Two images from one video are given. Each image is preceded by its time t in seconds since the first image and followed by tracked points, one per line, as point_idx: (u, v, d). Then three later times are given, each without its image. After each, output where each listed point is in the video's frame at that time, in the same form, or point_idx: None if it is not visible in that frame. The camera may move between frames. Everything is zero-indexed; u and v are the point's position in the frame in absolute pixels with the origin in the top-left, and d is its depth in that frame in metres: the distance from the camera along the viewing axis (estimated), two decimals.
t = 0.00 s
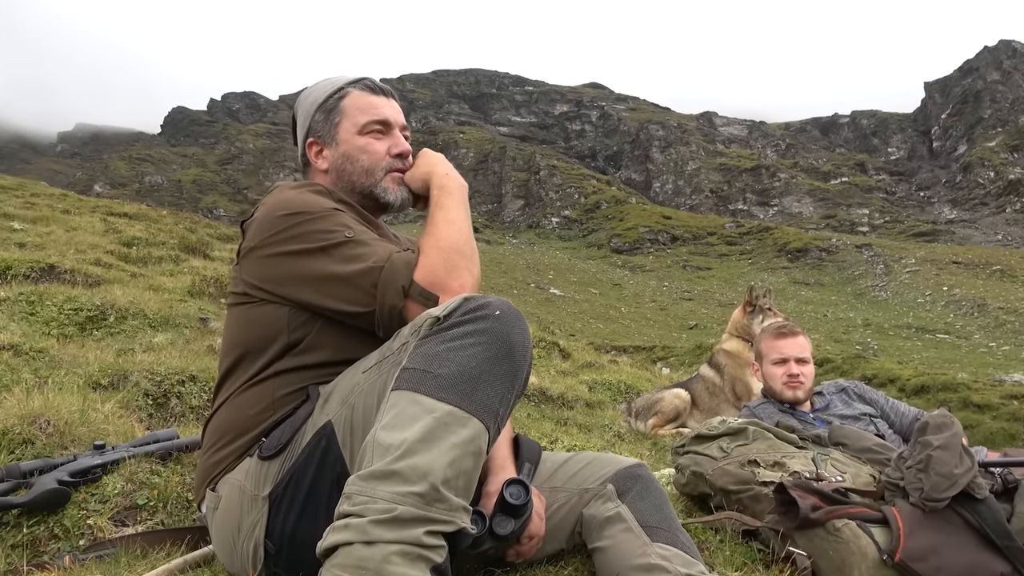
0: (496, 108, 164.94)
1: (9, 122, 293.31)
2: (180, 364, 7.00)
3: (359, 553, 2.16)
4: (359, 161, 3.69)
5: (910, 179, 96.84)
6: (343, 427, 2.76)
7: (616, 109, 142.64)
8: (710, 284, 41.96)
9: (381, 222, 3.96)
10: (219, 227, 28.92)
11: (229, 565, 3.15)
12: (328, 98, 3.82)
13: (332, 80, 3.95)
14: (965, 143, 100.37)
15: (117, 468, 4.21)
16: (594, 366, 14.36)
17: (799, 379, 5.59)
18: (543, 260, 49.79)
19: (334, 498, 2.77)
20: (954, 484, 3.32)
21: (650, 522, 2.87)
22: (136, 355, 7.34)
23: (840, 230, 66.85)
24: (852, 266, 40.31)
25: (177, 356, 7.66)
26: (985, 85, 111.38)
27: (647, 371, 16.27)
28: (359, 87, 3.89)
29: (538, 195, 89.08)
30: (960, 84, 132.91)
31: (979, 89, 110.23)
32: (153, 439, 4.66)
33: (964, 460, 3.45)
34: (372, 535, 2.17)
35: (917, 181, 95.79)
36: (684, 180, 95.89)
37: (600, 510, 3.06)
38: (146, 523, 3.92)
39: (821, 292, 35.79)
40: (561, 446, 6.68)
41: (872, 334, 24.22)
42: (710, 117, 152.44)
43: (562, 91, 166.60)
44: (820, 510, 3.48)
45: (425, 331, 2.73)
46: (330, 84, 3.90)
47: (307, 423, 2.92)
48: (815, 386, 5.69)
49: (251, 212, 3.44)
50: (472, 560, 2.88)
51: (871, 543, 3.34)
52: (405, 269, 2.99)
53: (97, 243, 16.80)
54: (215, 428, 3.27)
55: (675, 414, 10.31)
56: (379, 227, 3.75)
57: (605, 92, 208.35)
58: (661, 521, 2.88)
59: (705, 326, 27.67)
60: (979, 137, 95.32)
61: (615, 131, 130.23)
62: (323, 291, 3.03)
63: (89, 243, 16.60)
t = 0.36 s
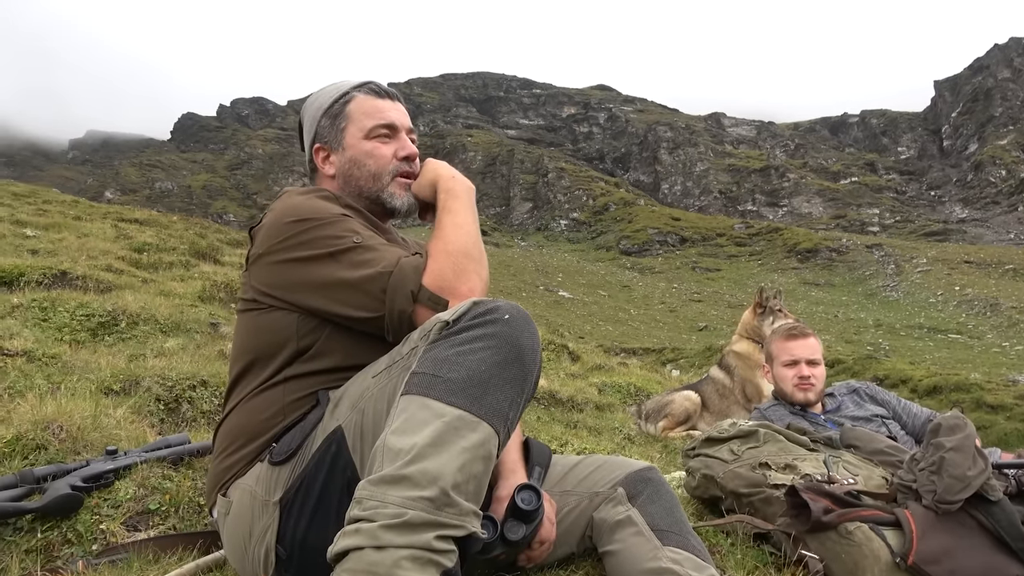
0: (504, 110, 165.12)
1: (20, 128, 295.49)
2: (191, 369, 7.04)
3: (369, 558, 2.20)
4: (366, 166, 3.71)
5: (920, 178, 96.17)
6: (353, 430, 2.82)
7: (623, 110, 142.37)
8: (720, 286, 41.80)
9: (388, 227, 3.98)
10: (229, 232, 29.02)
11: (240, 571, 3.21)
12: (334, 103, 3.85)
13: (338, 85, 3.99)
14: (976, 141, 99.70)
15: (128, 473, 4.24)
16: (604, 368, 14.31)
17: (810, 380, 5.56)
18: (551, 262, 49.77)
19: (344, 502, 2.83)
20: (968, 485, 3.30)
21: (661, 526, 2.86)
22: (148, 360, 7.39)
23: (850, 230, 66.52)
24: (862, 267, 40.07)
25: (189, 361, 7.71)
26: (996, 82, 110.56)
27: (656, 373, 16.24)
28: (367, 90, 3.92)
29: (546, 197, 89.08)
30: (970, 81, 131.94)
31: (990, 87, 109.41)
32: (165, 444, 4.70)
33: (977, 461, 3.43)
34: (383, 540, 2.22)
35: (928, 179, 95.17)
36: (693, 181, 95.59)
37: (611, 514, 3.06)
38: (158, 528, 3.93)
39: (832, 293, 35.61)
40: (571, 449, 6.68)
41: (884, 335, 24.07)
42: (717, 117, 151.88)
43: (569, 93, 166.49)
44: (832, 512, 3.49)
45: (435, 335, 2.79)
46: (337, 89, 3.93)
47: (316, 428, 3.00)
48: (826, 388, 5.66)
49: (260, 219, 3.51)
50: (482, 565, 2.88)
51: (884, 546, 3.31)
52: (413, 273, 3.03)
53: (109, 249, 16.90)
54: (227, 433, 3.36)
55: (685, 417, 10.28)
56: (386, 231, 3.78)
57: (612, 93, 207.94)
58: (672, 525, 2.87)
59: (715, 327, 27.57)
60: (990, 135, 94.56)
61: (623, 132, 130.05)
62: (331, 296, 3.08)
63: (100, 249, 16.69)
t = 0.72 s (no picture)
0: (510, 114, 165.40)
1: (28, 135, 297.33)
2: (200, 373, 7.06)
3: (378, 561, 2.24)
4: (366, 170, 3.76)
5: (929, 179, 95.71)
6: (360, 434, 2.86)
7: (628, 112, 142.41)
8: (728, 288, 41.68)
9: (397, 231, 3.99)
10: (237, 237, 29.13)
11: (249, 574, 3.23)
12: (335, 108, 3.91)
13: (341, 89, 4.05)
14: (986, 141, 99.14)
15: (138, 477, 4.27)
16: (612, 371, 14.30)
17: (820, 383, 5.54)
18: (558, 265, 49.79)
19: (351, 506, 2.86)
20: (978, 488, 3.27)
21: (670, 529, 2.85)
22: (157, 365, 7.41)
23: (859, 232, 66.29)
24: (871, 268, 39.87)
25: (198, 366, 7.74)
26: (1005, 82, 109.98)
27: (664, 376, 16.20)
28: (367, 94, 3.97)
29: (553, 200, 89.09)
30: (979, 81, 131.40)
31: (999, 87, 108.84)
32: (174, 448, 4.71)
33: (989, 463, 3.40)
34: (391, 543, 2.25)
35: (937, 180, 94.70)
36: (700, 183, 95.42)
37: (619, 517, 3.05)
38: (168, 532, 3.95)
39: (841, 294, 35.49)
40: (580, 452, 6.67)
41: (893, 337, 23.96)
42: (723, 119, 151.75)
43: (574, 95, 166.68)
44: (842, 515, 3.46)
45: (442, 338, 2.83)
46: (337, 94, 4.00)
47: (324, 431, 3.03)
48: (835, 390, 5.63)
49: (267, 223, 3.58)
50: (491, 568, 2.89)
51: (895, 549, 3.30)
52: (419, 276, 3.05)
53: (118, 254, 17.00)
54: (235, 437, 3.39)
55: (693, 419, 10.31)
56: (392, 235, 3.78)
57: (617, 96, 208.17)
58: (681, 527, 2.86)
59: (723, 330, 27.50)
60: (1000, 135, 94.07)
61: (629, 135, 130.12)
62: (337, 302, 3.14)
63: (110, 254, 16.79)
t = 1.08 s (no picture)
0: (516, 116, 165.61)
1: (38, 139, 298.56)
2: (207, 376, 7.08)
3: (386, 564, 2.30)
4: (374, 174, 3.76)
5: (937, 181, 95.37)
6: (367, 438, 2.92)
7: (634, 115, 142.51)
8: (735, 291, 41.61)
9: (405, 234, 4.01)
10: (245, 240, 29.29)
11: None
12: (341, 111, 3.92)
13: (350, 91, 4.04)
14: (995, 143, 98.68)
15: (146, 480, 4.28)
16: (618, 374, 14.29)
17: (828, 387, 5.50)
18: (564, 267, 49.85)
19: (359, 509, 2.90)
20: (990, 492, 3.25)
21: (677, 532, 2.85)
22: (164, 368, 7.45)
23: (867, 234, 66.15)
24: (879, 270, 39.73)
25: (206, 369, 7.78)
26: (1013, 84, 109.54)
27: (671, 378, 16.22)
28: (374, 98, 3.97)
29: (559, 203, 89.15)
30: (988, 82, 130.84)
31: (1007, 88, 108.41)
32: (182, 450, 4.74)
33: (999, 467, 3.38)
34: (399, 547, 2.30)
35: (946, 182, 94.35)
36: (707, 186, 95.26)
37: (626, 520, 3.05)
38: (175, 535, 3.95)
39: (848, 297, 35.44)
40: (587, 456, 6.66)
41: (901, 339, 23.90)
42: (729, 121, 151.56)
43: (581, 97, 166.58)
44: (851, 519, 3.43)
45: (449, 341, 2.90)
46: (344, 97, 3.99)
47: (331, 434, 3.08)
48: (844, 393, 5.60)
49: (274, 228, 3.63)
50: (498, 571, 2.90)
51: (905, 554, 3.29)
52: (426, 282, 3.09)
53: (126, 258, 17.12)
54: (242, 440, 3.43)
55: (701, 423, 10.25)
56: (398, 239, 3.78)
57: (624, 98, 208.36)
58: (689, 531, 2.86)
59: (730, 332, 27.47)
60: (1008, 136, 93.76)
61: (636, 138, 130.15)
62: (346, 306, 3.19)
63: (118, 258, 16.89)
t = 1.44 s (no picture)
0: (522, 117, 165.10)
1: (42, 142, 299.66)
2: (207, 384, 7.01)
3: None
4: (375, 178, 3.70)
5: (953, 181, 94.51)
6: (370, 446, 2.90)
7: (642, 115, 142.12)
8: (746, 295, 41.36)
9: (406, 240, 3.94)
10: (245, 243, 29.25)
11: None
12: (343, 114, 3.86)
13: (352, 92, 3.97)
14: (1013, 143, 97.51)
15: (144, 490, 4.22)
16: (627, 380, 14.16)
17: (843, 393, 5.42)
18: (570, 270, 49.68)
19: (361, 521, 2.87)
20: (1008, 502, 3.18)
21: (688, 545, 2.80)
22: (163, 374, 7.38)
23: (882, 237, 65.60)
24: (894, 273, 39.37)
25: (204, 375, 7.69)
26: None
27: (680, 385, 16.10)
28: (376, 100, 3.90)
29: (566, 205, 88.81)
30: (1003, 82, 129.57)
31: None
32: (180, 460, 4.68)
33: (1019, 477, 3.29)
34: (403, 558, 2.28)
35: (963, 183, 93.39)
36: (716, 187, 94.84)
37: (635, 532, 2.96)
38: (173, 546, 3.87)
39: (863, 301, 35.18)
40: (594, 465, 6.58)
41: (918, 344, 23.69)
42: (739, 121, 150.76)
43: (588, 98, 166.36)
44: (866, 530, 3.33)
45: (452, 348, 2.90)
46: (346, 98, 3.93)
47: (333, 443, 3.06)
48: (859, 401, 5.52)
49: (273, 232, 3.58)
50: None
51: (921, 566, 3.21)
52: (429, 288, 3.07)
53: (124, 262, 17.12)
54: (241, 449, 3.39)
55: (711, 430, 10.20)
56: (400, 243, 3.70)
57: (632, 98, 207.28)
58: (699, 543, 2.81)
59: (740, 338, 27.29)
60: None
61: (644, 139, 129.58)
62: (347, 312, 3.17)
63: (116, 262, 16.86)
